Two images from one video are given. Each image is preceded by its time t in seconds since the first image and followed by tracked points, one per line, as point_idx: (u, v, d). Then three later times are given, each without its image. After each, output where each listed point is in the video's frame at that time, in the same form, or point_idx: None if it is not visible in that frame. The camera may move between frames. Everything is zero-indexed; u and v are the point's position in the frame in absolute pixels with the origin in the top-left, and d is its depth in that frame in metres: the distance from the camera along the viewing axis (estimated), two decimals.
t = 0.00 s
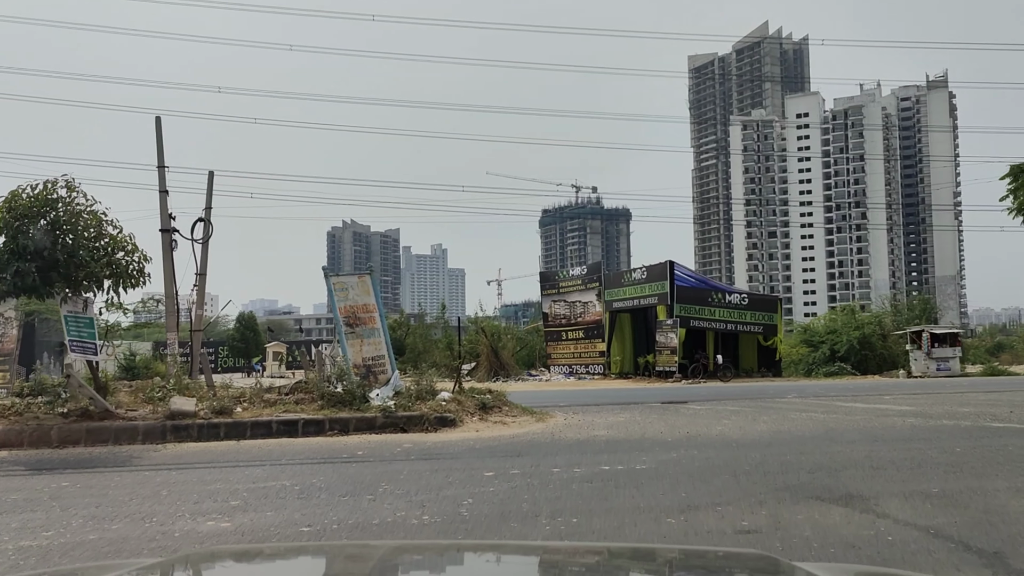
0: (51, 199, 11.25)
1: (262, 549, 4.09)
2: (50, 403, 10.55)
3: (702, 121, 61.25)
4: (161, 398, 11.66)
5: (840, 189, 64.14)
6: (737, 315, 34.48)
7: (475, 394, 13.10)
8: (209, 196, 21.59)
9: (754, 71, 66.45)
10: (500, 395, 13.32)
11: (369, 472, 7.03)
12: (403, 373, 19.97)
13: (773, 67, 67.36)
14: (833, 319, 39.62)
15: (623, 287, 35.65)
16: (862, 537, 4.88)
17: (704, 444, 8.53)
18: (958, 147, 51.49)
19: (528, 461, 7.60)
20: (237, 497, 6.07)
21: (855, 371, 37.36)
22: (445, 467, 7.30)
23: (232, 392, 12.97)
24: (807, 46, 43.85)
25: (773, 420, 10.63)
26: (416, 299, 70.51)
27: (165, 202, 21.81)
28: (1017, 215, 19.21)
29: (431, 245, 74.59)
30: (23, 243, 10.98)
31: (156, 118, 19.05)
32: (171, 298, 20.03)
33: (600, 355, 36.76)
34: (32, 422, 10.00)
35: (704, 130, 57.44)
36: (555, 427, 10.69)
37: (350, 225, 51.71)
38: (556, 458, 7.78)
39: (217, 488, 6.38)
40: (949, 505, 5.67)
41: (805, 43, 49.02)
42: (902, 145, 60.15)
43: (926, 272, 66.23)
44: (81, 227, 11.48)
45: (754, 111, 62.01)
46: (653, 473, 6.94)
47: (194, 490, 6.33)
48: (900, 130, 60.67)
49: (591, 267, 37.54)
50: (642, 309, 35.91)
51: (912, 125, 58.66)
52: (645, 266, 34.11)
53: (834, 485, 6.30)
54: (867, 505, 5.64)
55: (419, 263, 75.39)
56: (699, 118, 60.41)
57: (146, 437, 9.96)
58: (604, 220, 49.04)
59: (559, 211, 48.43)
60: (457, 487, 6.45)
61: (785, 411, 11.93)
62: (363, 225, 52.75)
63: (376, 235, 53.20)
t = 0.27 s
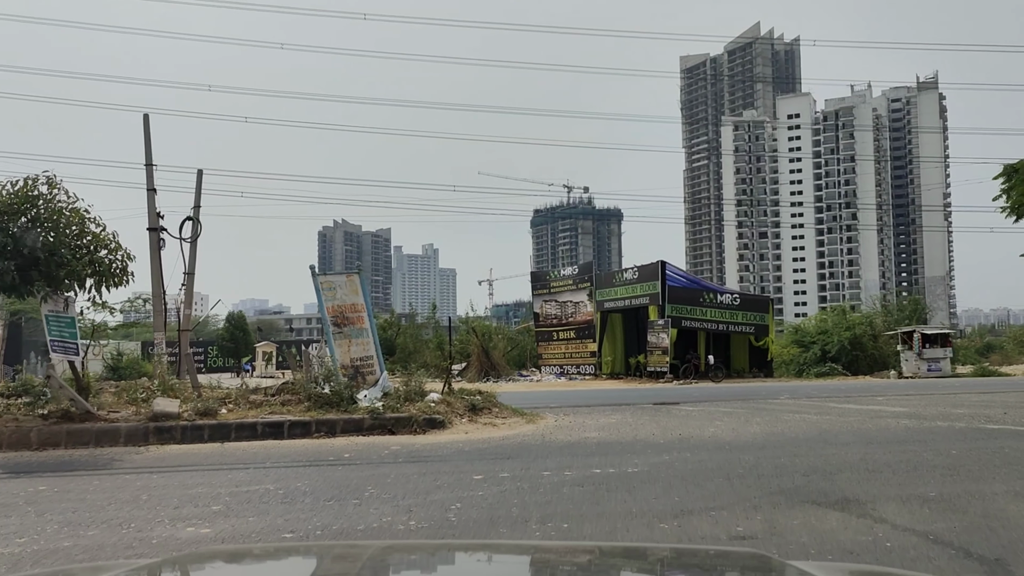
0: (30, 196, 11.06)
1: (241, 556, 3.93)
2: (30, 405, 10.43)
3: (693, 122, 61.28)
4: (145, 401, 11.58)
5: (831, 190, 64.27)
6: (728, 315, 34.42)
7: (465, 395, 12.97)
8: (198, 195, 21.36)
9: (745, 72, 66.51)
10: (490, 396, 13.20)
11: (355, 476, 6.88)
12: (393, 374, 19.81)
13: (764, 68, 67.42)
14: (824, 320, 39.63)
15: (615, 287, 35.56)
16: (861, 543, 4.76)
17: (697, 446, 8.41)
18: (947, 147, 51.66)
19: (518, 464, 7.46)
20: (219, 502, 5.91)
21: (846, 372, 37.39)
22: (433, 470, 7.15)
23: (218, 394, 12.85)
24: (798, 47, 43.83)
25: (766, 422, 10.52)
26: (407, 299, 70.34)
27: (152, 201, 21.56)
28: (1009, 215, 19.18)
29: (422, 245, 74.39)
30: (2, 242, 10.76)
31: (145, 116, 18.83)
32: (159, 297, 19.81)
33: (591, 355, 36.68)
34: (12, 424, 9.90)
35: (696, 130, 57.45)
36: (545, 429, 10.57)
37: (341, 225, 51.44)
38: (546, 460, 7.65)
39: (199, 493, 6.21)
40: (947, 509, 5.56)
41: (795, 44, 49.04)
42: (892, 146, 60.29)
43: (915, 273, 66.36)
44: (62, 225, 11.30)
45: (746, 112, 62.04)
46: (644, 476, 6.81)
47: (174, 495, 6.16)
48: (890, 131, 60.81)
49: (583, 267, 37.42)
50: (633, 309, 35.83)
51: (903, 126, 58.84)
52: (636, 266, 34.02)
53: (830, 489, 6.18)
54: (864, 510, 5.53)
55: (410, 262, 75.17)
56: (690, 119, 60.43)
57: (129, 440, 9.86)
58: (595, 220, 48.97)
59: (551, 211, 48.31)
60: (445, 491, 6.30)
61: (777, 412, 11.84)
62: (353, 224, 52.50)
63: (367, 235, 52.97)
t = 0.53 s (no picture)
0: (14, 192, 10.84)
1: (221, 562, 3.76)
2: (12, 407, 10.34)
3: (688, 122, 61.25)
4: (131, 403, 11.50)
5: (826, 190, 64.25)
6: (723, 315, 34.33)
7: (457, 396, 12.83)
8: (190, 194, 21.13)
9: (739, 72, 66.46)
10: (483, 397, 13.05)
11: (344, 480, 6.73)
12: (386, 374, 19.65)
13: (758, 68, 67.38)
14: (818, 319, 39.59)
15: (609, 287, 35.44)
16: (863, 549, 4.63)
17: (693, 448, 8.28)
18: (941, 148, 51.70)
19: (511, 467, 7.32)
20: (203, 508, 5.74)
21: (841, 372, 37.38)
22: (424, 474, 7.00)
23: (206, 395, 12.72)
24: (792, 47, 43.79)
25: (763, 423, 10.40)
26: (401, 299, 70.13)
27: (143, 200, 21.34)
28: (1005, 214, 19.12)
29: (417, 245, 74.19)
30: None
31: (134, 113, 18.58)
32: (150, 297, 19.63)
33: (586, 355, 36.57)
34: None
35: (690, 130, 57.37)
36: (539, 431, 10.42)
37: (335, 225, 51.15)
38: (540, 464, 7.51)
39: (183, 497, 6.05)
40: (950, 514, 5.44)
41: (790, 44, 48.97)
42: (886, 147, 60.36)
43: (909, 273, 66.54)
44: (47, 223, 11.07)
45: (740, 112, 62.01)
46: (640, 480, 6.67)
47: (157, 499, 6.00)
48: (884, 131, 60.87)
49: (577, 266, 37.27)
50: (628, 309, 35.71)
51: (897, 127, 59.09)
52: (631, 265, 33.90)
53: (830, 493, 6.04)
54: (865, 514, 5.41)
55: (404, 262, 74.96)
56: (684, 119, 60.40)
57: (113, 442, 9.78)
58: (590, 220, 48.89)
59: (545, 211, 48.20)
60: (435, 495, 6.16)
61: (773, 413, 11.72)
62: (348, 224, 52.23)
63: (361, 234, 52.77)
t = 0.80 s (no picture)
0: None
1: (203, 568, 3.63)
2: None
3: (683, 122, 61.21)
4: (119, 404, 11.40)
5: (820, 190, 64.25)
6: (718, 315, 34.24)
7: (451, 397, 12.69)
8: (182, 194, 20.93)
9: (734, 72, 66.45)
10: (476, 397, 12.93)
11: (334, 483, 6.58)
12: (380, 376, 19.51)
13: (753, 68, 67.40)
14: (813, 319, 39.54)
15: (604, 287, 35.33)
16: (864, 554, 4.51)
17: (690, 450, 8.16)
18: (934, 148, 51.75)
19: (504, 469, 7.19)
20: (188, 512, 5.59)
21: (836, 372, 37.31)
22: (416, 476, 6.86)
23: (195, 396, 12.59)
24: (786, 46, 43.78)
25: (759, 424, 10.28)
26: (395, 299, 69.95)
27: (135, 198, 21.14)
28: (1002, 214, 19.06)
29: (411, 245, 74.04)
30: None
31: (126, 112, 18.41)
32: (142, 298, 19.45)
33: (580, 355, 36.47)
34: None
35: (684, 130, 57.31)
36: (534, 432, 10.28)
37: (329, 224, 50.95)
38: (534, 466, 7.38)
39: (168, 501, 5.91)
40: (952, 518, 5.33)
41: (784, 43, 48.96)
42: (880, 146, 60.43)
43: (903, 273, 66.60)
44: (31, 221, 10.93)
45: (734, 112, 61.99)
46: (636, 483, 6.54)
47: (142, 504, 5.85)
48: (878, 131, 60.94)
49: (572, 266, 37.15)
50: (622, 308, 35.60)
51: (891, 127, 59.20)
52: (625, 265, 33.80)
53: (830, 496, 5.93)
54: (866, 518, 5.30)
55: (399, 262, 74.77)
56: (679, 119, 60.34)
57: (100, 443, 9.67)
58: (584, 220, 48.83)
59: (540, 211, 48.11)
60: (426, 499, 6.02)
61: (770, 414, 11.60)
62: (342, 224, 52.03)
63: (356, 234, 52.59)
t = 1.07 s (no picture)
0: None
1: (191, 570, 3.53)
2: None
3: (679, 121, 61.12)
4: (109, 404, 11.31)
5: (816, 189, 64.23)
6: (715, 314, 34.20)
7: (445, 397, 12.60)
8: (176, 193, 20.78)
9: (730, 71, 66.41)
10: (471, 397, 12.84)
11: (326, 486, 6.48)
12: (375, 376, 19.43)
13: (749, 68, 67.37)
14: (809, 319, 39.52)
15: (600, 287, 35.24)
16: (867, 558, 4.43)
17: (688, 452, 8.05)
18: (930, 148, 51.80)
19: (499, 472, 7.10)
20: (176, 515, 5.50)
21: (832, 371, 37.28)
22: (409, 479, 6.77)
23: (186, 397, 12.49)
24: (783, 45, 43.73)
25: (756, 425, 10.21)
26: (391, 298, 69.82)
27: (128, 197, 20.96)
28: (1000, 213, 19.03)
29: (407, 245, 73.90)
30: None
31: (119, 111, 18.27)
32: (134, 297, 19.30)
33: (577, 355, 36.39)
34: None
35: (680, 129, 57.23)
36: (530, 434, 10.19)
37: (325, 224, 50.81)
38: (530, 468, 7.28)
39: (157, 505, 5.80)
40: (954, 521, 5.24)
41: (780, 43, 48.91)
42: (876, 146, 60.47)
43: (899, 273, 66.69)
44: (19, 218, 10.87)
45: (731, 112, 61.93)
46: (632, 485, 6.44)
47: (129, 507, 5.75)
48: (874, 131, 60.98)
49: (568, 266, 37.06)
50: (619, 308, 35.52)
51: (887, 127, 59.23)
52: (622, 264, 33.73)
53: (831, 498, 5.85)
54: (867, 521, 5.21)
55: (395, 262, 74.63)
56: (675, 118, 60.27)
57: (89, 445, 9.59)
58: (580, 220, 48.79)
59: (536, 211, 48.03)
60: (420, 502, 5.92)
61: (768, 414, 11.52)
62: (338, 223, 51.87)
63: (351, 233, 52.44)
